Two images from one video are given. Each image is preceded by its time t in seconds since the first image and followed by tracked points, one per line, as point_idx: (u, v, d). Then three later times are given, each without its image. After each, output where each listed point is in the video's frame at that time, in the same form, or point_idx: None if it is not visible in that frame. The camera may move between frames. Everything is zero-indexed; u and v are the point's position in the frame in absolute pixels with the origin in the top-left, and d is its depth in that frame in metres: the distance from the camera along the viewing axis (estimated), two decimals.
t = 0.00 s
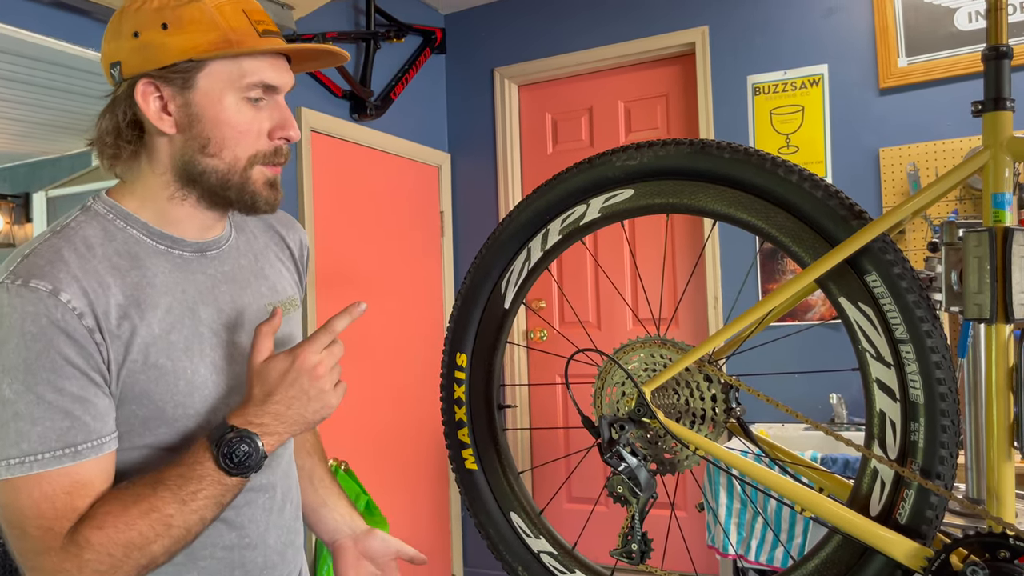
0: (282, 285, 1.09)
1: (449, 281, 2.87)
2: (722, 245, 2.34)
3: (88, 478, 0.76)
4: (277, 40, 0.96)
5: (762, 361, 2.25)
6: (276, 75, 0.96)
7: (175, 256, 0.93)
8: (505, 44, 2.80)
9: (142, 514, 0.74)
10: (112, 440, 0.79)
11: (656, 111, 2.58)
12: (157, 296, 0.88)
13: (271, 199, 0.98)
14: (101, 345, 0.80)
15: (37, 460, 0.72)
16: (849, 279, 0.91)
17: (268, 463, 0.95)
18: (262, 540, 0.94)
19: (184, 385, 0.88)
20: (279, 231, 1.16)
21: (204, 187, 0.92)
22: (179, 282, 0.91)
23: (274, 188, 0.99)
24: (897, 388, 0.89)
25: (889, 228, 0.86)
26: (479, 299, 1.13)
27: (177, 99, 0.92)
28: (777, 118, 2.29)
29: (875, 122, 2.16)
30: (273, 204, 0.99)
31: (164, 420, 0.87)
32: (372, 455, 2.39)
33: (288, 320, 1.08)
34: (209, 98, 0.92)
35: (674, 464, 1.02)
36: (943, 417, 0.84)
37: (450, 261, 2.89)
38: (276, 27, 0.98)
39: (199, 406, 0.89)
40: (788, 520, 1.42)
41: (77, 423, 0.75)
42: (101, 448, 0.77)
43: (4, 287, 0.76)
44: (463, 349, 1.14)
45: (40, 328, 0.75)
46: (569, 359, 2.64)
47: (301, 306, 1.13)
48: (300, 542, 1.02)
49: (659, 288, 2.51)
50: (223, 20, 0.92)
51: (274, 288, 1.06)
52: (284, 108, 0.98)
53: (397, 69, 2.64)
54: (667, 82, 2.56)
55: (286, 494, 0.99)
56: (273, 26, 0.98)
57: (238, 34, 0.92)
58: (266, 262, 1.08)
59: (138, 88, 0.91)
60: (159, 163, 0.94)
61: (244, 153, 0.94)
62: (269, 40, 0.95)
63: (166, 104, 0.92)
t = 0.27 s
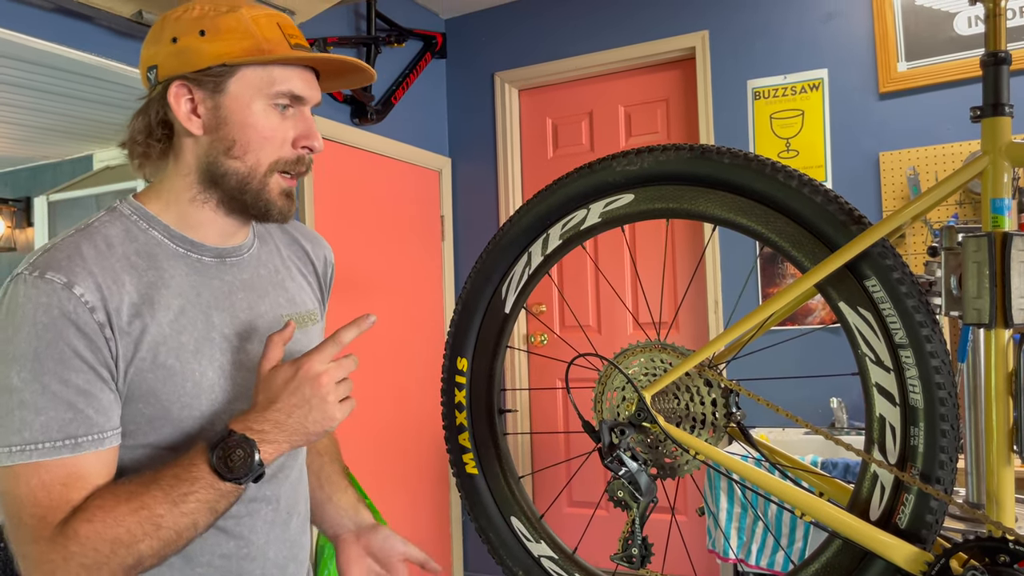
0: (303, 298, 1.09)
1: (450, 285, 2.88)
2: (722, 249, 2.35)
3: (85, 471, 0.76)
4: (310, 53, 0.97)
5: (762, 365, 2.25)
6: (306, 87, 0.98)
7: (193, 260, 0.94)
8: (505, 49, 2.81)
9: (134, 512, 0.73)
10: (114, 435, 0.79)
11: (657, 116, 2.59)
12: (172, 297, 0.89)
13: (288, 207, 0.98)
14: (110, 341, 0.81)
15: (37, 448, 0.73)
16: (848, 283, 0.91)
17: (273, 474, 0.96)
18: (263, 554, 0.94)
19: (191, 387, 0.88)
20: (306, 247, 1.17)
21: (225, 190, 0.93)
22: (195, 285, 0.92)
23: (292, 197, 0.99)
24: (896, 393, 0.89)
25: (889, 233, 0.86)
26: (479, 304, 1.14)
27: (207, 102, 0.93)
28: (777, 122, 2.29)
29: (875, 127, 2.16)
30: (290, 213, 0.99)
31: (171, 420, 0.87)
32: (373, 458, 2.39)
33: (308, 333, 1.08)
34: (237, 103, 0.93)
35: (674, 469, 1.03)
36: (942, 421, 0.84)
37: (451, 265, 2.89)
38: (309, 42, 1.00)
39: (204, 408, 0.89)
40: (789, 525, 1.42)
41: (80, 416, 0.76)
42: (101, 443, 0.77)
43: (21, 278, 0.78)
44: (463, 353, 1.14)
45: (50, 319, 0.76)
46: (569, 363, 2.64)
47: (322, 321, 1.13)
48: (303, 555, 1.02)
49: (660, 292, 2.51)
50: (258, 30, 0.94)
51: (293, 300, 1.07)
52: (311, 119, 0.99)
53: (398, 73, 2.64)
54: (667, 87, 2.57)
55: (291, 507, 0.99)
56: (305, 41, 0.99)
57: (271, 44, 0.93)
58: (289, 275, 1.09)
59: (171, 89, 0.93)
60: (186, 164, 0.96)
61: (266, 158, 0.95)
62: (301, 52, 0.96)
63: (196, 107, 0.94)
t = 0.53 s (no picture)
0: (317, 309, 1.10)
1: (450, 289, 2.88)
2: (722, 253, 2.35)
3: (58, 448, 0.78)
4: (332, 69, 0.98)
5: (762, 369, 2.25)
6: (326, 102, 0.99)
7: (204, 260, 0.96)
8: (506, 53, 2.82)
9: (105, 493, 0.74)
10: (97, 419, 0.81)
11: (657, 120, 2.59)
12: (175, 292, 0.91)
13: (301, 217, 0.98)
14: (103, 326, 0.84)
15: (17, 422, 0.76)
16: (847, 288, 0.91)
17: (266, 481, 0.96)
18: (249, 561, 0.93)
19: (183, 380, 0.90)
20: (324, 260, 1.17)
21: (239, 196, 0.95)
22: (203, 283, 0.94)
23: (305, 208, 1.00)
24: (895, 397, 0.89)
25: (888, 237, 0.87)
26: (479, 308, 1.14)
27: (228, 111, 0.95)
28: (777, 127, 2.30)
29: (875, 131, 2.17)
30: (303, 223, 1.00)
31: (161, 411, 0.88)
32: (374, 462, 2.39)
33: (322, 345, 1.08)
34: (257, 113, 0.94)
35: (674, 473, 1.03)
36: (942, 426, 0.84)
37: (451, 269, 2.90)
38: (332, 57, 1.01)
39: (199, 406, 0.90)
40: (789, 529, 1.42)
41: (63, 394, 0.78)
42: (80, 424, 0.79)
43: (29, 260, 0.82)
44: (464, 357, 1.15)
45: (48, 299, 0.79)
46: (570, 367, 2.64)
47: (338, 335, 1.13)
48: (298, 567, 1.01)
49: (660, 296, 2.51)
50: (282, 44, 0.95)
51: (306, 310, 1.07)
52: (329, 134, 1.00)
53: (398, 78, 2.65)
54: (667, 91, 2.57)
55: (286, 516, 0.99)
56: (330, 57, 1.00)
57: (293, 58, 0.95)
58: (306, 285, 1.10)
59: (195, 97, 0.95)
60: (205, 169, 0.98)
61: (281, 168, 0.95)
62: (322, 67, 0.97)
63: (218, 115, 0.96)
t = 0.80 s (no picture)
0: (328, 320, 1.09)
1: (451, 292, 2.89)
2: (722, 256, 2.35)
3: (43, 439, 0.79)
4: (321, 74, 0.93)
5: (762, 373, 2.25)
6: (313, 110, 0.96)
7: (212, 264, 0.96)
8: (506, 57, 2.83)
9: (80, 486, 0.75)
10: (87, 414, 0.82)
11: (657, 124, 2.60)
12: (180, 294, 0.92)
13: (283, 226, 0.95)
14: (101, 323, 0.85)
15: (9, 410, 0.78)
16: (846, 292, 0.91)
17: (261, 488, 0.96)
18: (235, 567, 0.92)
19: (180, 382, 0.90)
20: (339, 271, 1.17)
21: (227, 201, 0.94)
22: (208, 285, 0.95)
23: (292, 217, 0.95)
24: (894, 401, 0.89)
25: (886, 241, 0.87)
26: (478, 312, 1.14)
27: (223, 117, 0.96)
28: (776, 130, 2.30)
29: (874, 135, 2.17)
30: (287, 232, 0.95)
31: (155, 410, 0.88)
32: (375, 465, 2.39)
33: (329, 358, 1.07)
34: (244, 119, 0.93)
35: (674, 477, 1.03)
36: (941, 430, 0.84)
37: (451, 272, 2.90)
38: (332, 67, 0.96)
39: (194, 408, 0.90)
40: (789, 533, 1.42)
41: (53, 387, 0.80)
42: (68, 418, 0.81)
43: (40, 255, 0.85)
44: (463, 361, 1.15)
45: (50, 293, 0.81)
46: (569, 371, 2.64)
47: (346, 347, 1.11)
48: None
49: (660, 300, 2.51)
50: (270, 51, 0.93)
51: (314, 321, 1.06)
52: (317, 142, 0.96)
53: (398, 82, 2.66)
54: (667, 95, 2.58)
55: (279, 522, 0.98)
56: (328, 66, 0.96)
57: (276, 64, 0.92)
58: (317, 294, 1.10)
59: (198, 104, 0.98)
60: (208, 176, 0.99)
61: (261, 174, 0.93)
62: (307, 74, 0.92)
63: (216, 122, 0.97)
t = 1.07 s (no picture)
0: (342, 335, 1.08)
1: (450, 296, 2.88)
2: (722, 260, 2.35)
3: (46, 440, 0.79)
4: (327, 95, 0.93)
5: (762, 376, 2.25)
6: (321, 130, 0.95)
7: (226, 273, 0.97)
8: (506, 61, 2.83)
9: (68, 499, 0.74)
10: (82, 414, 0.82)
11: (657, 127, 2.60)
12: (189, 299, 0.92)
13: (287, 243, 0.94)
14: (105, 324, 0.85)
15: (12, 402, 0.78)
16: (847, 295, 0.91)
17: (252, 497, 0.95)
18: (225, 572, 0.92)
19: (179, 388, 0.90)
20: (356, 287, 1.15)
21: (236, 214, 0.94)
22: (218, 294, 0.95)
23: (297, 235, 0.94)
24: (895, 404, 0.89)
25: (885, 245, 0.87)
26: (478, 316, 1.14)
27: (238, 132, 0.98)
28: (776, 134, 2.30)
29: (874, 138, 2.17)
30: (292, 248, 0.95)
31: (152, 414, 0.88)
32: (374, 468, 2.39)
33: (338, 372, 1.06)
34: (254, 136, 0.95)
35: (674, 480, 1.03)
36: (941, 433, 0.84)
37: (451, 275, 2.90)
38: (346, 87, 0.96)
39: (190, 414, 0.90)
40: (790, 536, 1.42)
41: (54, 383, 0.80)
42: (63, 416, 0.80)
43: (56, 253, 0.86)
44: (463, 364, 1.15)
45: (60, 292, 0.82)
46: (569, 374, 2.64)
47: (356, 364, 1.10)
48: None
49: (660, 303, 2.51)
50: (282, 69, 0.93)
51: (326, 336, 1.05)
52: (322, 163, 0.95)
53: (398, 85, 2.66)
54: (667, 98, 2.58)
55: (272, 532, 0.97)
56: (340, 86, 0.95)
57: (285, 83, 0.92)
58: (331, 311, 1.08)
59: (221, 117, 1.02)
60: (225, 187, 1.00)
61: (266, 192, 0.93)
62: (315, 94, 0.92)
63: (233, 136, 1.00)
